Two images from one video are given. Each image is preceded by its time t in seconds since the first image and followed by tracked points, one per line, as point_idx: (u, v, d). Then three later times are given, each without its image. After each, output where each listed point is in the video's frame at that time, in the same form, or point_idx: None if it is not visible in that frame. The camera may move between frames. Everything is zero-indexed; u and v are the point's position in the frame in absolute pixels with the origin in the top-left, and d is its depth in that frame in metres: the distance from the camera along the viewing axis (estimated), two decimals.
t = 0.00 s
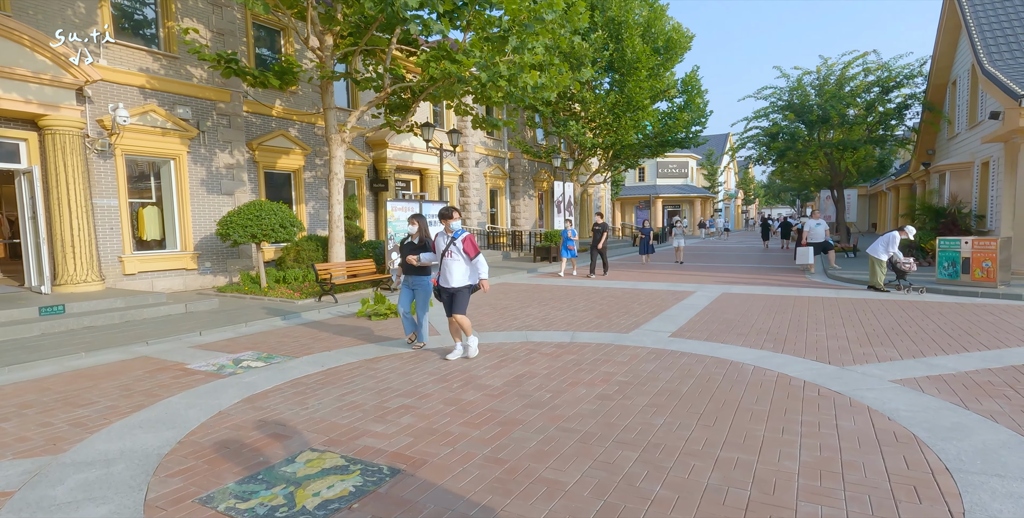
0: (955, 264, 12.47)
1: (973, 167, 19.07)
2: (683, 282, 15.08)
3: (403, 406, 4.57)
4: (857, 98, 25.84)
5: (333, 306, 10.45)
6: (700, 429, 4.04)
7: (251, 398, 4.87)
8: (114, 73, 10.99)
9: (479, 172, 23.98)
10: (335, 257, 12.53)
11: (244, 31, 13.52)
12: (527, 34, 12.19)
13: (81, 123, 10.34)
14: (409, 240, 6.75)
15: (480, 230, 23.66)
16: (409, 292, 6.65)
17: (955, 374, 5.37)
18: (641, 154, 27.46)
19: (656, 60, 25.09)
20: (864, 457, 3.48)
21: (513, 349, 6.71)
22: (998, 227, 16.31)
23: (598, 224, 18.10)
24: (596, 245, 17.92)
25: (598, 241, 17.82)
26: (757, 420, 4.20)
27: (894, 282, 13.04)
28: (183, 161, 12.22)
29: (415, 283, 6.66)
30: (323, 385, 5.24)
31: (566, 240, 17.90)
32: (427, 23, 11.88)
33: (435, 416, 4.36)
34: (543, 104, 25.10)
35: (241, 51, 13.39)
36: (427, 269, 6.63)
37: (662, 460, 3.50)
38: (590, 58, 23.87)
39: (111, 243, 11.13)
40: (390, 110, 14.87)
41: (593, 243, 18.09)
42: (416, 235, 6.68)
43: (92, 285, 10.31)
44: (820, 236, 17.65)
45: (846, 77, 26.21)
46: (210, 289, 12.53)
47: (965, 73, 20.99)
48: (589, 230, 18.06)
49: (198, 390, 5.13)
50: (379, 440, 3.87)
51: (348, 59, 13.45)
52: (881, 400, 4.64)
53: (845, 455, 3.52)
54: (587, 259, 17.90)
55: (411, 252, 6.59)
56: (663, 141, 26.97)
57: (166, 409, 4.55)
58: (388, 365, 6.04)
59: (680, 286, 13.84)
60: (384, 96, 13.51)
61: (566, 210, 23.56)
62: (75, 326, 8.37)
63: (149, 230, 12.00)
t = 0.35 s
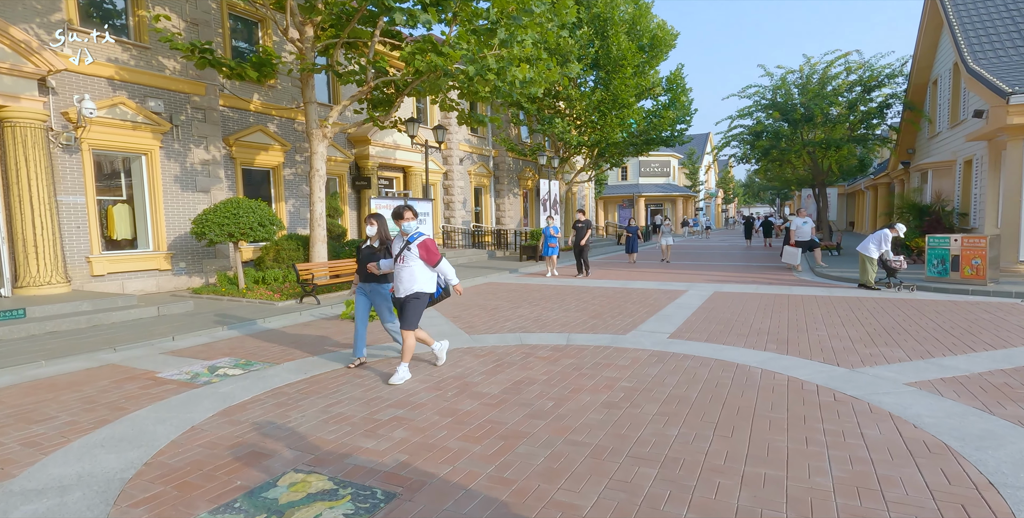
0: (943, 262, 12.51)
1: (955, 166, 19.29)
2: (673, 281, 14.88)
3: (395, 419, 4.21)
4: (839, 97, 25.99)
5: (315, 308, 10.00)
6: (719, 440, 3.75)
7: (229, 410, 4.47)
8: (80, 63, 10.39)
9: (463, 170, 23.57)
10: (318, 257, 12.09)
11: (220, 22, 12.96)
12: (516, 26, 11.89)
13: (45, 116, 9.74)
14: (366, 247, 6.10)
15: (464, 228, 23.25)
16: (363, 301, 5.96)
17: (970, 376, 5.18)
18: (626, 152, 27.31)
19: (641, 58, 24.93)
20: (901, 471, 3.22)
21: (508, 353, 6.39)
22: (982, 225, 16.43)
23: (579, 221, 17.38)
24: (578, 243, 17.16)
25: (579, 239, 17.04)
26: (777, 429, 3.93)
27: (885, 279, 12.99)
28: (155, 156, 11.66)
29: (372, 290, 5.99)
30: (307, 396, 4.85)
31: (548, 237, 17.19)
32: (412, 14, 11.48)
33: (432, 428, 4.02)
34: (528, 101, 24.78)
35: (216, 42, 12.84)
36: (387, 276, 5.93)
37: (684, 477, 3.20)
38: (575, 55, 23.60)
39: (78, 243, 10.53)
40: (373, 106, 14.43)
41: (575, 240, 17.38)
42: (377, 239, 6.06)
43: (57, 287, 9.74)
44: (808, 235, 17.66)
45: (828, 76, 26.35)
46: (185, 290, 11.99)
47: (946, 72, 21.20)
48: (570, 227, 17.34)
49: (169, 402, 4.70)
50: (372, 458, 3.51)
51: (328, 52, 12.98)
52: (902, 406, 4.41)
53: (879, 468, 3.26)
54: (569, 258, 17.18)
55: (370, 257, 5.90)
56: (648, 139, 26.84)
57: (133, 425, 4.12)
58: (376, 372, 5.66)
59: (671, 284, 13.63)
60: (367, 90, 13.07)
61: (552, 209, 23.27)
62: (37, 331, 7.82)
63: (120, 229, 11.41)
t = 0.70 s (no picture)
0: (935, 260, 12.49)
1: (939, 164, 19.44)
2: (664, 280, 14.65)
3: (391, 438, 3.83)
4: (823, 95, 26.09)
5: (297, 311, 9.53)
6: (748, 458, 3.45)
7: (203, 430, 4.04)
8: (42, 53, 9.76)
9: (447, 168, 23.10)
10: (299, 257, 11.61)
11: (194, 11, 12.36)
12: (505, 18, 11.52)
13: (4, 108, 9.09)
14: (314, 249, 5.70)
15: (449, 227, 22.79)
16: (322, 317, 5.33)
17: (992, 381, 4.97)
18: (612, 150, 27.12)
19: (627, 55, 24.72)
20: (955, 494, 2.95)
21: (506, 360, 6.03)
22: (967, 223, 16.50)
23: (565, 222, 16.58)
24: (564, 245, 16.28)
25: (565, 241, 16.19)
26: (810, 445, 3.64)
27: (877, 278, 12.90)
28: (125, 152, 11.04)
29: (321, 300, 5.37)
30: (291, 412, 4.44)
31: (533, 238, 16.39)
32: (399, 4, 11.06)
33: (434, 449, 3.64)
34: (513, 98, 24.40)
35: (191, 33, 12.23)
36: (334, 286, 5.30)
37: (721, 506, 2.88)
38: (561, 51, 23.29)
39: (41, 244, 9.89)
40: (357, 101, 13.96)
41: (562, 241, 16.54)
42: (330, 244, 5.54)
43: (19, 291, 9.10)
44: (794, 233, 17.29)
45: (811, 75, 26.42)
46: (159, 293, 11.38)
47: (929, 71, 21.35)
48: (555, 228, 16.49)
49: (135, 421, 4.24)
50: (369, 486, 3.13)
51: (309, 44, 12.47)
52: (933, 416, 4.15)
53: (930, 491, 2.99)
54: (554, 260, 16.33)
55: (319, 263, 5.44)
56: (633, 137, 26.67)
57: (95, 449, 3.68)
58: (365, 384, 5.26)
59: (663, 284, 13.39)
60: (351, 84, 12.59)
61: (538, 207, 22.92)
62: None
63: (87, 229, 10.78)
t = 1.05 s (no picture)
0: (929, 257, 12.38)
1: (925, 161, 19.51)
2: (657, 278, 14.42)
3: (390, 458, 3.47)
4: (809, 93, 26.09)
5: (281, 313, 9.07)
6: (785, 477, 3.15)
7: (178, 449, 3.63)
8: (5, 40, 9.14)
9: (433, 164, 22.65)
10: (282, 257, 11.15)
11: None
12: (496, 9, 11.15)
13: None
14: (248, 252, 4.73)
15: (435, 225, 22.35)
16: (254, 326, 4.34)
17: (1018, 386, 4.76)
18: (599, 147, 26.89)
19: (615, 51, 24.47)
20: None
21: (506, 365, 5.69)
22: (955, 220, 16.52)
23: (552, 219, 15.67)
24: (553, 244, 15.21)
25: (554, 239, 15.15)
26: (847, 461, 3.36)
27: (871, 276, 12.79)
28: (96, 146, 10.45)
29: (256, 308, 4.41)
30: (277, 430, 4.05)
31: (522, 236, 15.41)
32: None
33: (438, 471, 3.29)
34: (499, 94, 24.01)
35: (165, 22, 11.64)
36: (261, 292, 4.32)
37: None
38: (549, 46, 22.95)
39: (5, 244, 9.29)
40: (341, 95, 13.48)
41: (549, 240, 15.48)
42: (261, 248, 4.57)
43: None
44: (785, 231, 17.28)
45: (798, 73, 26.40)
46: (133, 295, 10.83)
47: (915, 69, 21.41)
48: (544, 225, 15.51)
49: (101, 440, 3.82)
50: None
51: (291, 34, 11.96)
52: (969, 425, 3.91)
53: (992, 515, 2.72)
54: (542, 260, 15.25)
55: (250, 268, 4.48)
56: (621, 134, 26.46)
57: (54, 476, 3.26)
58: (356, 395, 4.87)
59: (657, 282, 13.14)
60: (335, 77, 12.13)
61: (526, 204, 22.56)
62: None
63: (56, 228, 10.18)
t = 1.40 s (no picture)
0: (921, 253, 12.21)
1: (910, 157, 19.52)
2: (647, 275, 14.08)
3: (380, 486, 3.03)
4: (794, 89, 26.03)
5: (257, 314, 8.54)
6: (831, 503, 2.79)
7: (131, 477, 3.16)
8: None
9: (416, 159, 22.08)
10: (256, 255, 10.64)
11: None
12: None
13: None
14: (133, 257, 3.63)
15: (419, 222, 21.80)
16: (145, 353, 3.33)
17: None
18: (585, 143, 26.53)
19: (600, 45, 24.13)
20: None
21: (502, 372, 5.27)
22: (942, 215, 16.50)
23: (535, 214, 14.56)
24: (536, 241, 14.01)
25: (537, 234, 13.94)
26: (894, 481, 3.01)
27: (864, 272, 12.61)
28: (54, 138, 9.74)
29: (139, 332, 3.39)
30: (247, 453, 3.57)
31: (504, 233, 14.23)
32: None
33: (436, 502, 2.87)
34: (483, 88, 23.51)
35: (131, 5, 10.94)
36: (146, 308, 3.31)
37: None
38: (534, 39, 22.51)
39: None
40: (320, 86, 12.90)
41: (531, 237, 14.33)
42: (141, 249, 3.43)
43: None
44: (775, 227, 17.24)
45: (782, 68, 26.31)
46: (97, 296, 10.16)
47: (899, 64, 21.43)
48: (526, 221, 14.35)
49: (38, 470, 3.30)
50: None
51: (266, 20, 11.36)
52: (1013, 436, 3.60)
53: None
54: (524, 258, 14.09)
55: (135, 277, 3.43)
56: (607, 129, 26.14)
57: None
58: (338, 408, 4.40)
59: (649, 279, 12.81)
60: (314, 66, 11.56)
61: (512, 200, 22.10)
62: None
63: (12, 225, 9.47)
